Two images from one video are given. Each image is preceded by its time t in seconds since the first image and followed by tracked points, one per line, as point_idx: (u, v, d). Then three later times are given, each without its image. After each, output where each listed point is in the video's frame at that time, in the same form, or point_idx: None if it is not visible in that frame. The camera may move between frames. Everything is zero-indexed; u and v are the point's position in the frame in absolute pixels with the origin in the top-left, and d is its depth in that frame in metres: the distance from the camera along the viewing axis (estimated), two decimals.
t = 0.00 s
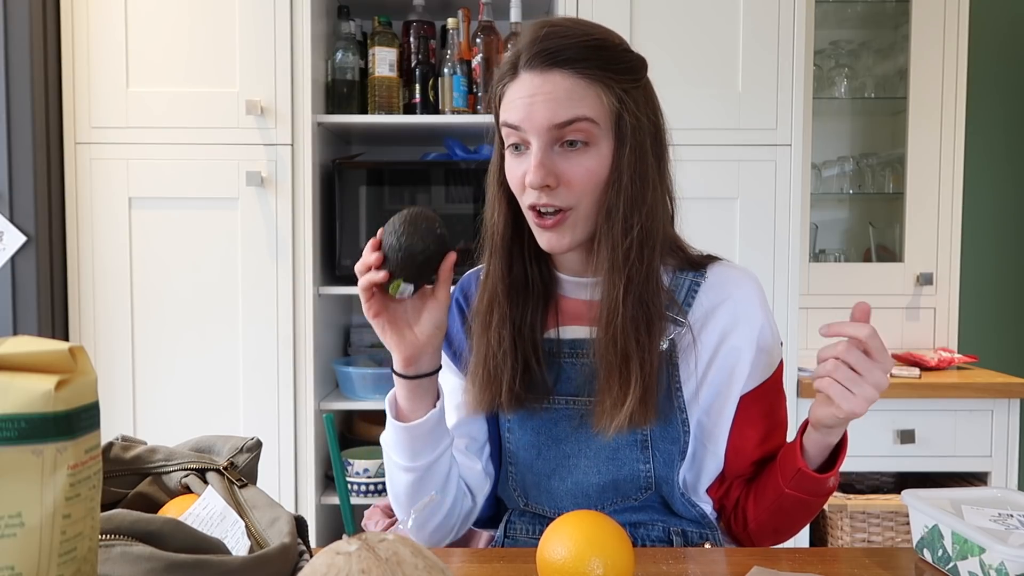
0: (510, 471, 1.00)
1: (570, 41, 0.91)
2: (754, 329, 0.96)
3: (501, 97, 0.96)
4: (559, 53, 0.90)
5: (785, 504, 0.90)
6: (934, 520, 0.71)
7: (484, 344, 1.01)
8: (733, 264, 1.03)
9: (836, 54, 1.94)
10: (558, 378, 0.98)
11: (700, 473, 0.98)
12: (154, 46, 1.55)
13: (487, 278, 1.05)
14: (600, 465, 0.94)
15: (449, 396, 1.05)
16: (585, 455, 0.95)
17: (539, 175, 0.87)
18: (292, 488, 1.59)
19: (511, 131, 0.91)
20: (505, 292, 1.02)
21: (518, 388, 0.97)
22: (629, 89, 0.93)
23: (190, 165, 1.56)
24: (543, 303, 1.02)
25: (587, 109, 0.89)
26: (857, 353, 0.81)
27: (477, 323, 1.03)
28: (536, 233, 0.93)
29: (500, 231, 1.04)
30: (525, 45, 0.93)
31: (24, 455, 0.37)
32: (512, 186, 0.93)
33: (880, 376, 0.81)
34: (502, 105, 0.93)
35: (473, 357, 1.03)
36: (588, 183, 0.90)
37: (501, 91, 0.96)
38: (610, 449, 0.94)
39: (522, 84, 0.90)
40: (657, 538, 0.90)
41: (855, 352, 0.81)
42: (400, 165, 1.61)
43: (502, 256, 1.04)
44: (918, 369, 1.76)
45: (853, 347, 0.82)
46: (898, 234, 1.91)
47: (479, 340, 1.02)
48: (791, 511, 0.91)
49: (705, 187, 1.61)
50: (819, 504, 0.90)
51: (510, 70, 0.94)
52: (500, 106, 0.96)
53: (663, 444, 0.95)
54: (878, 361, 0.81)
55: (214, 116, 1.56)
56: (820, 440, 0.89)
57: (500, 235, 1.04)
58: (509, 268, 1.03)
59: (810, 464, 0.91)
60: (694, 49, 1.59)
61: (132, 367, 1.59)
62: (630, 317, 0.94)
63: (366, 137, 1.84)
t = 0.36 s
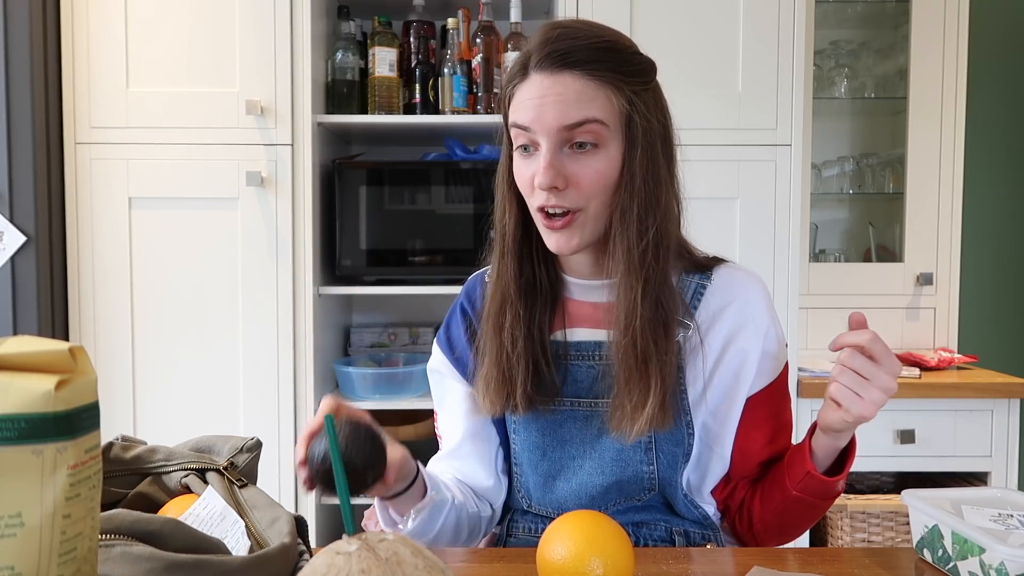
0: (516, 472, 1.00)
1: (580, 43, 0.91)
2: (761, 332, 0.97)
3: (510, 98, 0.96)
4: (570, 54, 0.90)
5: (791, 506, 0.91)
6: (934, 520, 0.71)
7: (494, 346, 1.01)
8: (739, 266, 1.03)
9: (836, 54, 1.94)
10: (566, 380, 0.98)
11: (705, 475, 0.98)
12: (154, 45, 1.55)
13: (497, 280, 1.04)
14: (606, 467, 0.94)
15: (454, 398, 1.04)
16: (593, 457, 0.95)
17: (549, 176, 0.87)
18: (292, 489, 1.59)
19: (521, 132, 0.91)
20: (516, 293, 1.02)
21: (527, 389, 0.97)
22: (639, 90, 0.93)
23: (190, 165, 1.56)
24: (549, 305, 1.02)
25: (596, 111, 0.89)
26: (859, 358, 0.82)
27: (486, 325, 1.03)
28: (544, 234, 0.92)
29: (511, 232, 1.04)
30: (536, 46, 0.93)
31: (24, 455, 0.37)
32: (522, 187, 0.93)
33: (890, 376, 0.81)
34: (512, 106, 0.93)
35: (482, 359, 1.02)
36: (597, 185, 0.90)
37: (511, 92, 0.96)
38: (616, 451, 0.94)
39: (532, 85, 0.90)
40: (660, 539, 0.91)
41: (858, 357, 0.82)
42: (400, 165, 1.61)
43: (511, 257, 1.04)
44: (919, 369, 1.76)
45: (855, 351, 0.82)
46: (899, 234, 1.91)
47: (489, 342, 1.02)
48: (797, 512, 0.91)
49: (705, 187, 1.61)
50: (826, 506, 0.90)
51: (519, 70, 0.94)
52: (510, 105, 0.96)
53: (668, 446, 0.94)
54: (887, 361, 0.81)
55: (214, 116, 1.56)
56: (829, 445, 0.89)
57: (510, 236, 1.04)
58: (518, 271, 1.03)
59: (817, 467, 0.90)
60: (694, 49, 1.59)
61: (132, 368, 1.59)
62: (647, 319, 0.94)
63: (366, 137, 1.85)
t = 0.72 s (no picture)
0: (513, 474, 1.00)
1: (579, 44, 0.91)
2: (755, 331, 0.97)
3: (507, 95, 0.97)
4: (566, 54, 0.90)
5: (788, 503, 0.91)
6: (934, 520, 0.71)
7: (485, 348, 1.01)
8: (733, 264, 1.03)
9: (836, 54, 1.94)
10: (560, 381, 0.98)
11: (702, 473, 0.97)
12: (154, 46, 1.55)
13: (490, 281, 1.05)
14: (602, 468, 0.94)
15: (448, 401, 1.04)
16: (588, 459, 0.95)
17: (537, 174, 0.87)
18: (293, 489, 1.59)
19: (513, 128, 0.91)
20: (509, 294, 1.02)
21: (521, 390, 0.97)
22: (636, 95, 0.93)
23: (190, 165, 1.56)
24: (542, 306, 1.02)
25: (589, 113, 0.89)
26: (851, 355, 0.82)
27: (479, 326, 1.03)
28: (531, 232, 0.93)
29: (504, 230, 1.04)
30: (533, 45, 0.93)
31: (25, 455, 0.37)
32: (513, 182, 0.93)
33: (884, 372, 0.81)
34: (507, 102, 0.94)
35: (474, 360, 1.02)
36: (587, 186, 0.90)
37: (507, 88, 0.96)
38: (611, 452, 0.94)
39: (528, 82, 0.90)
40: (659, 539, 0.91)
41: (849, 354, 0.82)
42: (400, 165, 1.62)
43: (504, 259, 1.04)
44: (919, 369, 1.76)
45: (847, 347, 0.82)
46: (898, 234, 1.91)
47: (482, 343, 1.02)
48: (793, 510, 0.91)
49: (705, 187, 1.61)
50: (825, 502, 0.90)
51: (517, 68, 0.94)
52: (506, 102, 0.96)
53: (664, 446, 0.94)
54: (879, 357, 0.81)
55: (214, 116, 1.56)
56: (825, 442, 0.89)
57: (502, 238, 1.04)
58: (512, 272, 1.03)
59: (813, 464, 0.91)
60: (694, 48, 1.59)
61: (132, 368, 1.59)
62: (632, 324, 0.93)
63: (366, 137, 1.85)
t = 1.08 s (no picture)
0: (512, 477, 1.00)
1: (570, 42, 0.91)
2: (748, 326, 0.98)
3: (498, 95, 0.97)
4: (557, 53, 0.90)
5: (771, 489, 0.91)
6: (934, 520, 0.71)
7: (480, 350, 1.01)
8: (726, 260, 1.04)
9: (836, 54, 1.94)
10: (556, 381, 0.98)
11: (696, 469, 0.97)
12: (154, 46, 1.55)
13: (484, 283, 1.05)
14: (600, 467, 0.94)
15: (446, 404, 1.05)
16: (586, 459, 0.95)
17: (531, 174, 0.87)
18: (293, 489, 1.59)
19: (506, 128, 0.91)
20: (503, 295, 1.02)
21: (517, 390, 0.97)
22: (627, 92, 0.93)
23: (190, 165, 1.56)
24: (538, 306, 1.03)
25: (581, 111, 0.89)
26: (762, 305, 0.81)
27: (474, 327, 1.03)
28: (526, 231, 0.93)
29: (498, 232, 1.05)
30: (524, 44, 0.93)
31: (25, 455, 0.37)
32: (506, 183, 0.93)
33: (795, 314, 0.79)
34: (499, 101, 0.94)
35: (470, 362, 1.03)
36: (581, 184, 0.91)
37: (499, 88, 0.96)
38: (608, 451, 0.94)
39: (519, 81, 0.90)
40: (658, 540, 0.91)
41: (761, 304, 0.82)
42: (400, 165, 1.61)
43: (498, 261, 1.04)
44: (919, 369, 1.76)
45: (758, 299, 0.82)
46: (898, 234, 1.91)
47: (477, 345, 1.02)
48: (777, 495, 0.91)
49: (706, 187, 1.60)
50: (806, 479, 0.90)
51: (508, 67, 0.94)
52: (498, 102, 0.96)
53: (661, 444, 0.94)
54: (789, 301, 0.80)
55: (214, 116, 1.56)
56: (793, 408, 0.88)
57: (495, 240, 1.05)
58: (506, 273, 1.04)
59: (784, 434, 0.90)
60: (695, 47, 1.59)
61: (132, 369, 1.59)
62: (627, 321, 0.93)
63: (366, 137, 1.85)
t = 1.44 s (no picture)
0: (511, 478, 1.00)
1: (552, 49, 0.91)
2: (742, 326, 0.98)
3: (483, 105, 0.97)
4: (539, 61, 0.90)
5: (745, 508, 0.92)
6: (934, 520, 0.71)
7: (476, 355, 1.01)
8: (720, 260, 1.04)
9: (836, 53, 1.94)
10: (553, 383, 0.99)
11: (692, 465, 0.97)
12: (154, 45, 1.55)
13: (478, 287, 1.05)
14: (598, 468, 0.93)
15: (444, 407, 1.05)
16: (584, 460, 0.95)
17: (522, 185, 0.87)
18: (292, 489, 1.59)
19: (493, 139, 0.91)
20: (498, 298, 1.02)
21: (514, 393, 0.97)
22: (611, 95, 0.93)
23: (190, 165, 1.56)
24: (534, 308, 1.03)
25: (568, 118, 0.89)
26: (731, 360, 0.80)
27: (469, 331, 1.04)
28: (519, 240, 0.93)
29: (488, 239, 1.05)
30: (506, 53, 0.93)
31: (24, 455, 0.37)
32: (497, 193, 0.93)
33: (764, 372, 0.78)
34: (484, 114, 0.94)
35: (467, 366, 1.03)
36: (572, 191, 0.91)
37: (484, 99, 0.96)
38: (606, 452, 0.93)
39: (503, 92, 0.90)
40: (658, 540, 0.90)
41: (731, 359, 0.80)
42: (399, 165, 1.61)
43: (492, 265, 1.04)
44: (919, 369, 1.76)
45: (728, 354, 0.80)
46: (898, 234, 1.91)
47: (473, 349, 1.02)
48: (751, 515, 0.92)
49: (706, 187, 1.60)
50: (776, 505, 0.90)
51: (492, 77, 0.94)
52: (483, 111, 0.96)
53: (659, 444, 0.93)
54: (759, 355, 0.78)
55: (214, 116, 1.56)
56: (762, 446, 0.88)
57: (488, 244, 1.05)
58: (501, 276, 1.04)
59: (757, 465, 0.90)
60: (695, 46, 1.59)
61: (132, 370, 1.59)
62: (621, 324, 0.93)
63: (366, 137, 1.85)
